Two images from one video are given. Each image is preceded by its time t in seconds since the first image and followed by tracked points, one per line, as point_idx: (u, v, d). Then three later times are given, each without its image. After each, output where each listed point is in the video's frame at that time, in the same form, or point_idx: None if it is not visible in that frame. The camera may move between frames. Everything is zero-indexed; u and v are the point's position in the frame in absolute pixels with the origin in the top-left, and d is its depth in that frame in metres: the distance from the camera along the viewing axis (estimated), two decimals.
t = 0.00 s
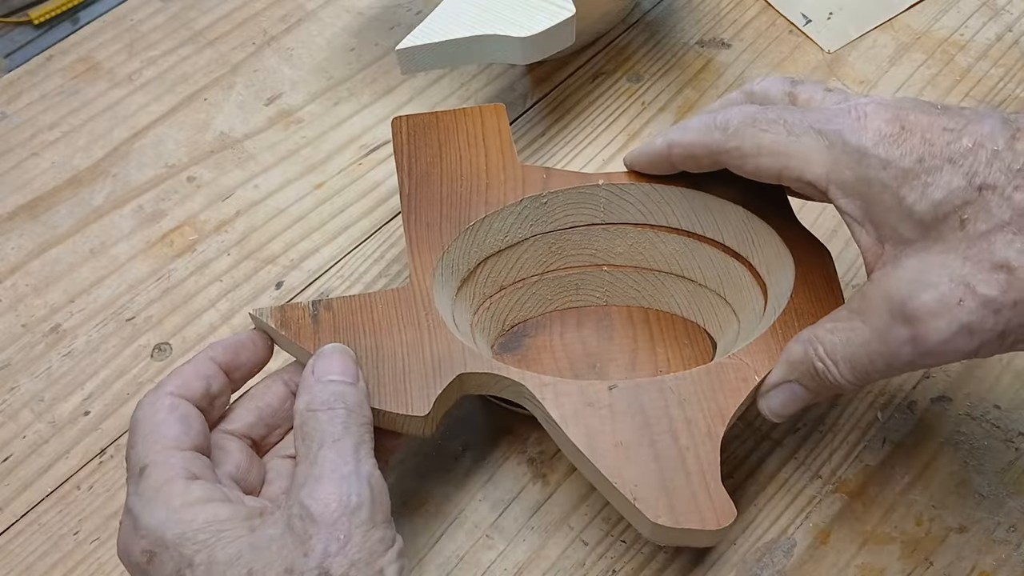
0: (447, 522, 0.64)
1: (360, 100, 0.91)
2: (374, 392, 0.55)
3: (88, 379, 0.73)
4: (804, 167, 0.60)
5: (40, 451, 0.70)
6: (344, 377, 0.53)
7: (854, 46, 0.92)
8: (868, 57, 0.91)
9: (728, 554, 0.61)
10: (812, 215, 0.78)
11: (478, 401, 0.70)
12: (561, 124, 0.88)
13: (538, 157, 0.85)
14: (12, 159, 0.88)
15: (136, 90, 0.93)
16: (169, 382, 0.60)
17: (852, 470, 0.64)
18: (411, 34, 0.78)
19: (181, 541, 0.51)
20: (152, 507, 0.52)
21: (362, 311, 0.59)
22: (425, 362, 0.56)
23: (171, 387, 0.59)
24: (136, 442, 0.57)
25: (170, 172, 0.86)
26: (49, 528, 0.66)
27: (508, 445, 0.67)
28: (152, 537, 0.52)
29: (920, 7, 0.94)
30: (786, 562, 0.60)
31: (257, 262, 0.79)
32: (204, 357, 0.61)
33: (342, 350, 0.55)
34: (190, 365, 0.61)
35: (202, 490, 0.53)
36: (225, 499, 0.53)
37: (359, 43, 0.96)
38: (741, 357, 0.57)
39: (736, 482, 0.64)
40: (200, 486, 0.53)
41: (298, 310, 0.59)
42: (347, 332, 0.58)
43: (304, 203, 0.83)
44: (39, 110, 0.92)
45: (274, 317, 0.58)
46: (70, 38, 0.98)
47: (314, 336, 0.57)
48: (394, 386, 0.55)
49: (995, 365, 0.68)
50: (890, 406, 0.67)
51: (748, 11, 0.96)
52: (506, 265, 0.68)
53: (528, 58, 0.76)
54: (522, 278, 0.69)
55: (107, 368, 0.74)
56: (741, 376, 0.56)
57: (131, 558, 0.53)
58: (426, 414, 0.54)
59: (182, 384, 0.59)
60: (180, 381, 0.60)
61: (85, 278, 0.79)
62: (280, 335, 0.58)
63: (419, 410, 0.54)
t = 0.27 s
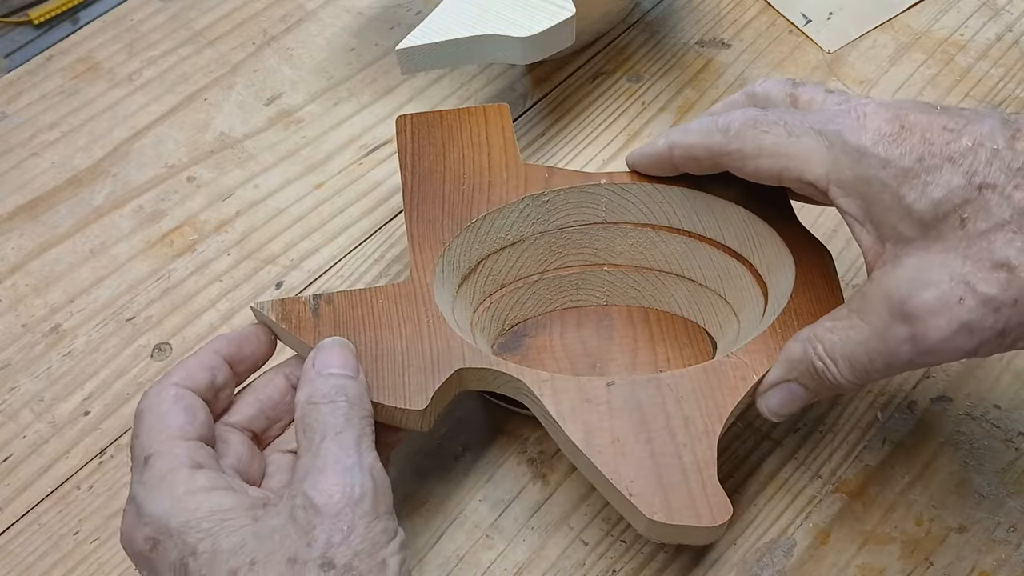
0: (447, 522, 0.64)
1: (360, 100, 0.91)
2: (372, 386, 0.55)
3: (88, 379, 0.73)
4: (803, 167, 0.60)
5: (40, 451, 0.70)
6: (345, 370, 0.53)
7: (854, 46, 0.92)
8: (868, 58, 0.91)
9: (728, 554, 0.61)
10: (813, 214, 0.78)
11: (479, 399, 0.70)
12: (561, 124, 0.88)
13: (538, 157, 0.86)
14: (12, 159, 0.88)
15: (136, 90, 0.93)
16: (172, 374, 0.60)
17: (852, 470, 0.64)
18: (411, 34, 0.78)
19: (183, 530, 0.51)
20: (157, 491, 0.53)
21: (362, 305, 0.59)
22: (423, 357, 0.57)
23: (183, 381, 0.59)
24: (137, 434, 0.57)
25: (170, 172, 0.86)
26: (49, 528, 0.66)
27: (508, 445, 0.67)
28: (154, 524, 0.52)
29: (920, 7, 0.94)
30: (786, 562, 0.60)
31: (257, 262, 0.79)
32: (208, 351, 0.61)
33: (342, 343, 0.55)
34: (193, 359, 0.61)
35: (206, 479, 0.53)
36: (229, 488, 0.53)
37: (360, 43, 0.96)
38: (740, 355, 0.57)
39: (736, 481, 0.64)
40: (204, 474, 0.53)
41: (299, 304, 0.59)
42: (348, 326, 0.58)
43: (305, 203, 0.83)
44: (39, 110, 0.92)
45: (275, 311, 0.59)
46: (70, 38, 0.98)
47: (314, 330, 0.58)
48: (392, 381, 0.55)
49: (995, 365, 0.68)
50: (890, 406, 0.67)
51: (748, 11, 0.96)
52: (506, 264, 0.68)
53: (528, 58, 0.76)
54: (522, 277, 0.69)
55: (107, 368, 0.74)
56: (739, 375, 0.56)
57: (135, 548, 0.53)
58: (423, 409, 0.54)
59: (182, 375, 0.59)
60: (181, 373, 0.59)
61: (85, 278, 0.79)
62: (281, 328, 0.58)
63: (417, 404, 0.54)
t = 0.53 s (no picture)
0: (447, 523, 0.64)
1: (360, 100, 0.91)
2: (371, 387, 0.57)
3: (88, 379, 0.73)
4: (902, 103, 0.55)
5: (40, 451, 0.70)
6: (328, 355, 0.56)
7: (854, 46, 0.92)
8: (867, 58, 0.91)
9: (728, 555, 0.61)
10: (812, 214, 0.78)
11: (479, 399, 0.70)
12: (561, 124, 0.88)
13: (538, 157, 0.86)
14: (12, 159, 0.88)
15: (136, 90, 0.93)
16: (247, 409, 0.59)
17: (852, 470, 0.64)
18: (412, 34, 0.78)
19: (223, 560, 0.52)
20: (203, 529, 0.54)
21: (360, 305, 0.61)
22: (422, 359, 0.58)
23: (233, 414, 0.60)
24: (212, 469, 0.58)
25: (170, 172, 0.86)
26: (49, 528, 0.66)
27: (508, 445, 0.67)
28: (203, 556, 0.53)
29: (920, 7, 0.94)
30: (785, 562, 0.60)
31: (257, 262, 0.79)
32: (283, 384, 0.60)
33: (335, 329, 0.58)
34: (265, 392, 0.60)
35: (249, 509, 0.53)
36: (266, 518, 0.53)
37: (360, 43, 0.96)
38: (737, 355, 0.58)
39: (736, 481, 0.64)
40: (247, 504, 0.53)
41: (298, 305, 0.61)
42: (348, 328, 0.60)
43: (305, 203, 0.83)
44: (39, 110, 0.92)
45: (274, 312, 0.61)
46: (70, 38, 0.98)
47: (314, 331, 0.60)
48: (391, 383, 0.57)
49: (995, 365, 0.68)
50: (890, 406, 0.67)
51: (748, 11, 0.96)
52: (506, 264, 0.68)
53: (528, 58, 0.76)
54: (522, 277, 0.69)
55: (107, 368, 0.74)
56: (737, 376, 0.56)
57: None
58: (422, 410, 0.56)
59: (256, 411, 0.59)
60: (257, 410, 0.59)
61: (85, 278, 0.79)
62: (280, 330, 0.60)
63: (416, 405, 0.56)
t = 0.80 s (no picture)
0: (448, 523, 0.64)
1: (360, 100, 0.91)
2: (359, 381, 0.54)
3: (88, 379, 0.73)
4: (929, 227, 0.56)
5: (40, 451, 0.70)
6: (453, 381, 0.53)
7: (854, 46, 0.92)
8: (867, 58, 0.91)
9: (728, 555, 0.61)
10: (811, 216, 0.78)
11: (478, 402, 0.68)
12: (561, 124, 0.88)
13: (538, 157, 0.86)
14: (12, 159, 0.88)
15: (136, 90, 0.93)
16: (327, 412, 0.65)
17: (852, 470, 0.64)
18: (411, 34, 0.78)
19: (302, 553, 0.58)
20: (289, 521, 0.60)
21: (355, 301, 0.58)
22: (415, 360, 0.55)
23: (327, 408, 0.68)
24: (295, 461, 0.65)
25: (170, 172, 0.86)
26: (49, 528, 0.66)
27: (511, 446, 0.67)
28: (286, 548, 0.59)
29: (920, 8, 0.94)
30: (785, 562, 0.60)
31: (257, 262, 0.79)
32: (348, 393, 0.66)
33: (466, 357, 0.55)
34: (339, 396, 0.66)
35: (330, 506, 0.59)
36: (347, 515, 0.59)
37: (360, 43, 0.96)
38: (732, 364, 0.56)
39: (736, 481, 0.64)
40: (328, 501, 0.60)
41: (294, 296, 0.57)
42: (340, 324, 0.56)
43: (305, 203, 0.83)
44: (39, 110, 0.92)
45: (270, 302, 0.57)
46: (70, 38, 0.98)
47: (307, 326, 0.56)
48: (382, 379, 0.54)
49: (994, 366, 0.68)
50: (890, 406, 0.67)
51: (748, 11, 0.96)
52: (506, 265, 0.67)
53: (528, 58, 0.76)
54: (522, 278, 0.69)
55: (107, 368, 0.74)
56: (728, 387, 0.54)
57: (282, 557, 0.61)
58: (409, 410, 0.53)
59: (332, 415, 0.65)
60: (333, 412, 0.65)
61: (84, 278, 0.79)
62: (274, 321, 0.56)
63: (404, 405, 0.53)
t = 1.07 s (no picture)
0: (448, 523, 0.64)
1: (360, 100, 0.91)
2: (359, 381, 0.54)
3: (88, 379, 0.73)
4: (893, 271, 0.57)
5: (40, 451, 0.70)
6: (471, 368, 0.53)
7: (854, 46, 0.92)
8: (867, 58, 0.91)
9: (728, 554, 0.61)
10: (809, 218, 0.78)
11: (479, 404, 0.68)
12: (561, 124, 0.88)
13: (538, 157, 0.86)
14: (12, 159, 0.88)
15: (136, 90, 0.93)
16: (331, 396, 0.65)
17: (852, 470, 0.64)
18: (412, 34, 0.78)
19: (315, 531, 0.58)
20: (305, 496, 0.60)
21: (355, 301, 0.58)
22: (416, 360, 0.56)
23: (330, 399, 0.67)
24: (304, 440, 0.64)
25: (170, 172, 0.86)
26: (49, 528, 0.66)
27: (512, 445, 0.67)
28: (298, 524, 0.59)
29: (920, 8, 0.94)
30: (785, 562, 0.60)
31: (257, 261, 0.79)
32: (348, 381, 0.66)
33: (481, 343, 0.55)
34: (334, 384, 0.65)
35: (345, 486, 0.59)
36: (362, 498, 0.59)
37: (360, 43, 0.96)
38: (733, 365, 0.56)
39: (736, 481, 0.64)
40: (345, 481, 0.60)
41: (295, 296, 0.58)
42: (340, 325, 0.57)
43: (305, 202, 0.83)
44: (39, 110, 0.92)
45: (271, 302, 0.57)
46: (70, 38, 0.98)
47: (307, 326, 0.56)
48: (382, 379, 0.55)
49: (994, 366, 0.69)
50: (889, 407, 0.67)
51: (748, 11, 0.96)
52: (506, 265, 0.67)
53: (528, 58, 0.76)
54: (522, 278, 0.69)
55: (107, 368, 0.74)
56: (728, 388, 0.54)
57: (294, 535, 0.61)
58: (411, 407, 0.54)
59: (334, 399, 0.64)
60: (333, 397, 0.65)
61: (84, 279, 0.79)
62: (275, 319, 0.57)
63: (405, 402, 0.54)
